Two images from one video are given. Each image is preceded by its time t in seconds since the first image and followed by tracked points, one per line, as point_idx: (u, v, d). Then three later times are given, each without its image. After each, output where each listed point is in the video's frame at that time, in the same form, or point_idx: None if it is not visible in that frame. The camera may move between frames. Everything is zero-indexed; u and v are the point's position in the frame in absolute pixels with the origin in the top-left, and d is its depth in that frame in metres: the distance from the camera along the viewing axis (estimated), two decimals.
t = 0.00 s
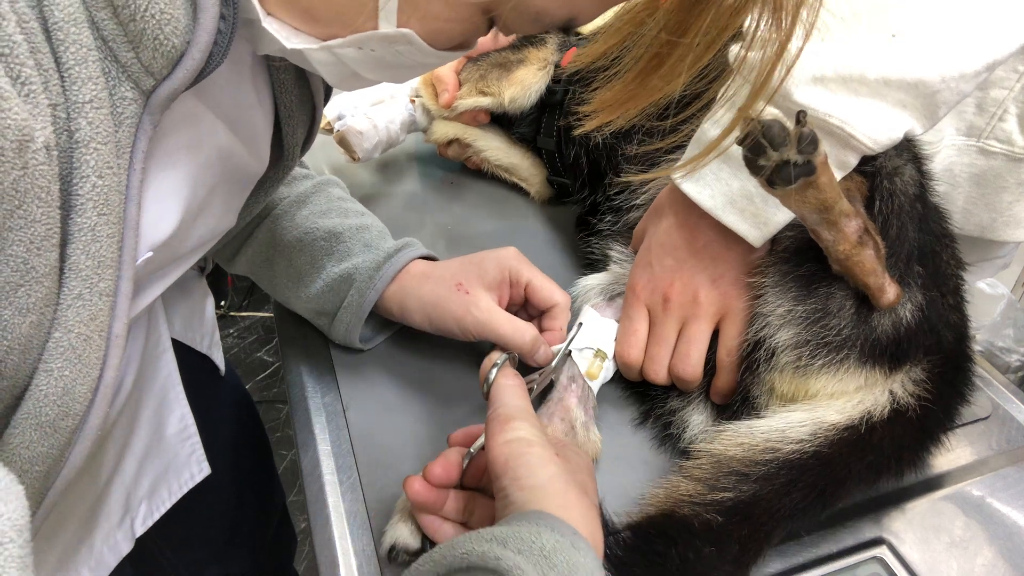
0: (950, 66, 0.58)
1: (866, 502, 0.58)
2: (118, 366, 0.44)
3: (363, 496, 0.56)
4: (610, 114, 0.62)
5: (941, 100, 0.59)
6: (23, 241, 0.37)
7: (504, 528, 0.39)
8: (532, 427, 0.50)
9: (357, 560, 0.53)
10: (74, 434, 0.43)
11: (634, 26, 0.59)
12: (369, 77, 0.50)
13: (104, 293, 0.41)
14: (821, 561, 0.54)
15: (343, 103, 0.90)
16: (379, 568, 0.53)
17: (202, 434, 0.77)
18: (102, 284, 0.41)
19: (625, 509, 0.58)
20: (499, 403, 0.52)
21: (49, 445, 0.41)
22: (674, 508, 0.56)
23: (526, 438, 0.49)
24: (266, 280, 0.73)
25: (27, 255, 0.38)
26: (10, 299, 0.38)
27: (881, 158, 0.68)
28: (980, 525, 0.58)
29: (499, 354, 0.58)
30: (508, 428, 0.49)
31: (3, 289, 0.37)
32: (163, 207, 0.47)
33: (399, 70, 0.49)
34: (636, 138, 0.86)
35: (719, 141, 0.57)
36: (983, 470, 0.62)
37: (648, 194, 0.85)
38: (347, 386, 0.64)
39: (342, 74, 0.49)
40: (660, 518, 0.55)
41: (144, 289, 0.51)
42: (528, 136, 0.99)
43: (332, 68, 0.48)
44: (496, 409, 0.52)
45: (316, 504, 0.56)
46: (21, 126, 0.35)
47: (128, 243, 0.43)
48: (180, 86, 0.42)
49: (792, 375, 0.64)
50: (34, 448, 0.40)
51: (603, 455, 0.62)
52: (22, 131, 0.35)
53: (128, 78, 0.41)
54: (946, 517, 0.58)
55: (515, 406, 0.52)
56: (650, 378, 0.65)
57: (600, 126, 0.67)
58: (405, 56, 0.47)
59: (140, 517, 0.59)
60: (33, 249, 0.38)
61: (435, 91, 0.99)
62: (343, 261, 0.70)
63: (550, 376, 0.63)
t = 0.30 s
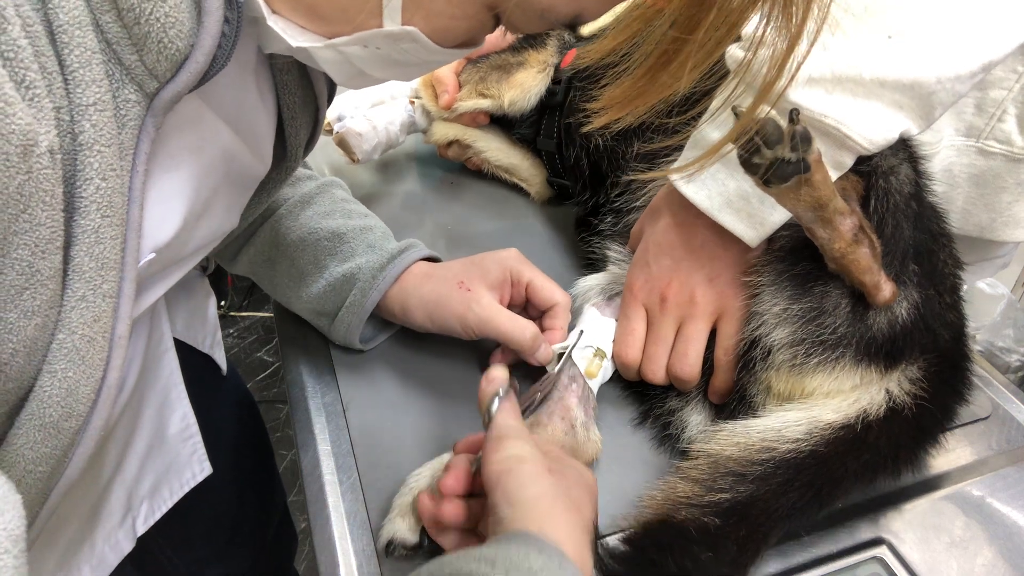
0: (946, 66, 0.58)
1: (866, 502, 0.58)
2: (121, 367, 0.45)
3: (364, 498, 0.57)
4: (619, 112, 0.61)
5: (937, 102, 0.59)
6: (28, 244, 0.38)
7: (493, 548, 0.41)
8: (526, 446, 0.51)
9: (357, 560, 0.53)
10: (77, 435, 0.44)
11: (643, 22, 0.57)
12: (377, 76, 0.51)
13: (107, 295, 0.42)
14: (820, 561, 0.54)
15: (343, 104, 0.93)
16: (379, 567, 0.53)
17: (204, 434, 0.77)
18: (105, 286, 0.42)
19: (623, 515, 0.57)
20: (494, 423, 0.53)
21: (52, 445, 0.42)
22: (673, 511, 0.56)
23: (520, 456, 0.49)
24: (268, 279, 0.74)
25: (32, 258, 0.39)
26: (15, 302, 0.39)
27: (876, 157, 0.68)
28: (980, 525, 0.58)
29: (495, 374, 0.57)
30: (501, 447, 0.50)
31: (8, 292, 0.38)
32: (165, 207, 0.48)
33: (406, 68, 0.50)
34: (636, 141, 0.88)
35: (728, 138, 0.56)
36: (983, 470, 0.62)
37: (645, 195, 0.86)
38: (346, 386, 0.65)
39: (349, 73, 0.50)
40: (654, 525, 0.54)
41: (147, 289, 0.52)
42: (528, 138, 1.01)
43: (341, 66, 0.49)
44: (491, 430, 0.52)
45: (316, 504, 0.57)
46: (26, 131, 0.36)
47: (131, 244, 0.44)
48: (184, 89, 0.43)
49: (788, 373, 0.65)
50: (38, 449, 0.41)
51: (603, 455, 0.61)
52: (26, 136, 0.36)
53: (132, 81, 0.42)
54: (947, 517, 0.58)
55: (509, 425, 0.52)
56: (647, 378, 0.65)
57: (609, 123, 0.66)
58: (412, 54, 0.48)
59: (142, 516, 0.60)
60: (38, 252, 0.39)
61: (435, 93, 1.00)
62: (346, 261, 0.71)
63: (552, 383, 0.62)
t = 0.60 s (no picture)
0: (945, 68, 0.58)
1: (864, 502, 0.58)
2: (126, 366, 0.46)
3: (364, 498, 0.57)
4: (625, 110, 0.59)
5: (937, 103, 0.59)
6: (36, 248, 0.39)
7: (493, 564, 0.42)
8: (525, 462, 0.50)
9: (357, 560, 0.54)
10: (82, 434, 0.44)
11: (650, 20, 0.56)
12: (386, 75, 0.52)
13: (113, 295, 0.42)
14: (821, 562, 0.54)
15: (348, 104, 0.95)
16: (379, 569, 0.53)
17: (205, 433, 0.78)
18: (111, 286, 0.42)
19: (627, 524, 0.57)
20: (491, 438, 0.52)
21: (57, 444, 0.42)
22: (676, 516, 0.56)
23: (520, 475, 0.49)
24: (269, 278, 0.74)
25: (41, 261, 0.39)
26: (25, 304, 0.39)
27: (875, 157, 0.68)
28: (980, 525, 0.58)
29: (492, 394, 0.56)
30: (499, 463, 0.50)
31: (17, 294, 0.39)
32: (169, 207, 0.48)
33: (413, 67, 0.51)
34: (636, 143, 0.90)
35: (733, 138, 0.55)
36: (983, 470, 0.62)
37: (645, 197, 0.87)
38: (347, 386, 0.65)
39: (357, 72, 0.51)
40: (660, 529, 0.55)
41: (152, 286, 0.52)
42: (529, 139, 1.01)
43: (348, 65, 0.50)
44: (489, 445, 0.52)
45: (316, 504, 0.57)
46: (33, 136, 0.36)
47: (135, 244, 0.44)
48: (188, 91, 0.43)
49: (786, 372, 0.65)
50: (46, 447, 0.42)
51: (603, 455, 0.62)
52: (34, 141, 0.36)
53: (138, 83, 0.42)
54: (946, 517, 0.58)
55: (508, 442, 0.52)
56: (646, 379, 0.65)
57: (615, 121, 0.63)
58: (418, 54, 0.48)
59: (143, 514, 0.61)
60: (47, 255, 0.39)
61: (435, 95, 1.01)
62: (348, 259, 0.71)
63: (552, 389, 0.62)
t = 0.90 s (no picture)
0: (939, 69, 0.58)
1: (863, 501, 0.58)
2: (134, 363, 0.46)
3: (364, 500, 0.57)
4: (630, 109, 0.59)
5: (931, 104, 0.59)
6: (49, 244, 0.38)
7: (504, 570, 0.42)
8: (529, 464, 0.50)
9: (357, 560, 0.54)
10: (90, 431, 0.44)
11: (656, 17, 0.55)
12: (392, 72, 0.52)
13: (123, 291, 0.43)
14: (821, 562, 0.54)
15: (352, 104, 0.97)
16: (379, 568, 0.54)
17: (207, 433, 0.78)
18: (120, 282, 0.42)
19: (628, 525, 0.57)
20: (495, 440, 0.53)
21: (68, 439, 0.42)
22: (677, 519, 0.56)
23: (524, 478, 0.49)
24: (270, 277, 0.75)
25: (52, 257, 0.39)
26: (36, 300, 0.39)
27: (870, 156, 0.69)
28: (980, 525, 0.58)
29: (494, 396, 0.57)
30: (503, 466, 0.50)
31: (28, 291, 0.38)
32: (177, 207, 0.48)
33: (419, 64, 0.51)
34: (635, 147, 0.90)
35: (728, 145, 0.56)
36: (983, 470, 0.62)
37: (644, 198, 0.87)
38: (346, 385, 0.66)
39: (363, 68, 0.51)
40: (660, 534, 0.55)
41: (158, 283, 0.52)
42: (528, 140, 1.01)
43: (354, 62, 0.50)
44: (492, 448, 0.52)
45: (316, 504, 0.58)
46: (48, 134, 0.36)
47: (144, 242, 0.44)
48: (197, 89, 0.44)
49: (783, 370, 0.65)
50: (54, 442, 0.42)
51: (603, 455, 0.62)
52: (47, 139, 0.36)
53: (148, 80, 0.42)
54: (946, 517, 0.58)
55: (512, 445, 0.52)
56: (645, 379, 0.66)
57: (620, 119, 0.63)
58: (424, 50, 0.48)
59: (147, 511, 0.61)
60: (58, 251, 0.39)
61: (433, 97, 1.01)
62: (348, 260, 0.72)
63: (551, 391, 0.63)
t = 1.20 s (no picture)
0: (933, 69, 0.58)
1: (862, 501, 0.59)
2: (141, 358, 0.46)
3: (364, 498, 0.58)
4: (633, 108, 0.58)
5: (923, 104, 0.59)
6: (61, 239, 0.38)
7: (510, 534, 0.41)
8: (533, 437, 0.51)
9: (357, 560, 0.54)
10: (97, 427, 0.45)
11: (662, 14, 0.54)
12: (393, 72, 0.52)
13: (131, 287, 0.43)
14: (821, 562, 0.55)
15: (354, 104, 0.98)
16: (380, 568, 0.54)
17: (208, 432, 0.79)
18: (129, 278, 0.43)
19: (627, 526, 0.57)
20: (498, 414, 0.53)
21: (75, 434, 0.43)
22: (672, 524, 0.56)
23: (527, 451, 0.49)
24: (273, 274, 0.75)
25: (64, 251, 0.39)
26: (46, 294, 0.39)
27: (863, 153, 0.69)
28: (980, 525, 0.58)
29: (499, 369, 0.58)
30: (508, 439, 0.50)
31: (39, 285, 0.38)
32: (181, 204, 0.48)
33: (421, 65, 0.51)
34: (631, 151, 0.91)
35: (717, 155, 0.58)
36: (983, 470, 0.62)
37: (638, 197, 0.87)
38: (347, 384, 0.66)
39: (366, 68, 0.52)
40: (658, 537, 0.55)
41: (163, 282, 0.52)
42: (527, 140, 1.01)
43: (356, 61, 0.50)
44: (496, 423, 0.53)
45: (315, 504, 0.58)
46: (61, 128, 0.36)
47: (153, 237, 0.44)
48: (204, 87, 0.44)
49: (776, 366, 0.65)
50: (59, 438, 0.42)
51: (603, 454, 0.62)
52: (61, 133, 0.36)
53: (155, 78, 0.43)
54: (946, 517, 0.58)
55: (514, 417, 0.53)
56: (641, 377, 0.66)
57: (624, 119, 0.63)
58: (425, 50, 0.49)
59: (149, 509, 0.62)
60: (70, 246, 0.39)
61: (432, 97, 1.02)
62: (352, 258, 0.72)
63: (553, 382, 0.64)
